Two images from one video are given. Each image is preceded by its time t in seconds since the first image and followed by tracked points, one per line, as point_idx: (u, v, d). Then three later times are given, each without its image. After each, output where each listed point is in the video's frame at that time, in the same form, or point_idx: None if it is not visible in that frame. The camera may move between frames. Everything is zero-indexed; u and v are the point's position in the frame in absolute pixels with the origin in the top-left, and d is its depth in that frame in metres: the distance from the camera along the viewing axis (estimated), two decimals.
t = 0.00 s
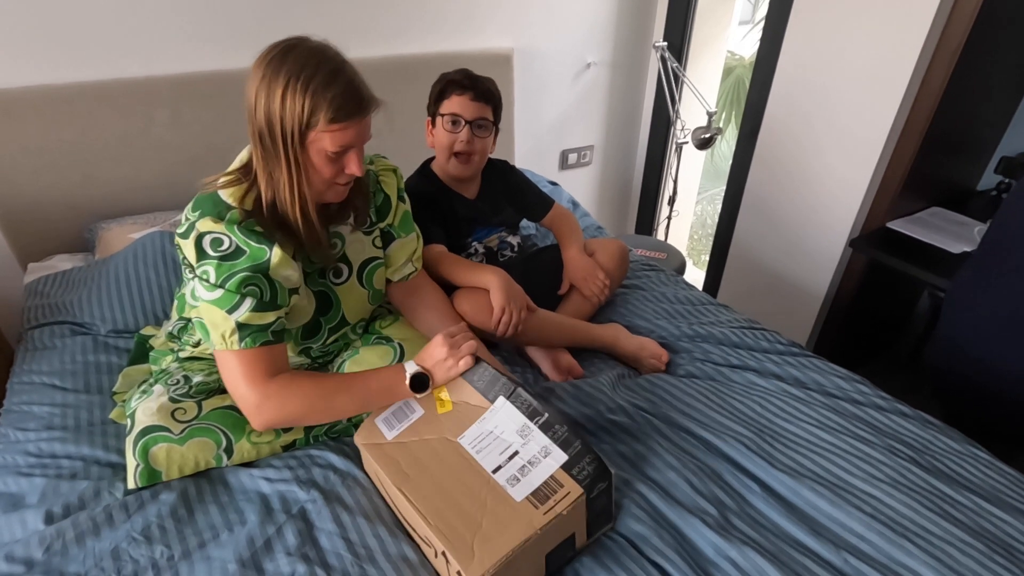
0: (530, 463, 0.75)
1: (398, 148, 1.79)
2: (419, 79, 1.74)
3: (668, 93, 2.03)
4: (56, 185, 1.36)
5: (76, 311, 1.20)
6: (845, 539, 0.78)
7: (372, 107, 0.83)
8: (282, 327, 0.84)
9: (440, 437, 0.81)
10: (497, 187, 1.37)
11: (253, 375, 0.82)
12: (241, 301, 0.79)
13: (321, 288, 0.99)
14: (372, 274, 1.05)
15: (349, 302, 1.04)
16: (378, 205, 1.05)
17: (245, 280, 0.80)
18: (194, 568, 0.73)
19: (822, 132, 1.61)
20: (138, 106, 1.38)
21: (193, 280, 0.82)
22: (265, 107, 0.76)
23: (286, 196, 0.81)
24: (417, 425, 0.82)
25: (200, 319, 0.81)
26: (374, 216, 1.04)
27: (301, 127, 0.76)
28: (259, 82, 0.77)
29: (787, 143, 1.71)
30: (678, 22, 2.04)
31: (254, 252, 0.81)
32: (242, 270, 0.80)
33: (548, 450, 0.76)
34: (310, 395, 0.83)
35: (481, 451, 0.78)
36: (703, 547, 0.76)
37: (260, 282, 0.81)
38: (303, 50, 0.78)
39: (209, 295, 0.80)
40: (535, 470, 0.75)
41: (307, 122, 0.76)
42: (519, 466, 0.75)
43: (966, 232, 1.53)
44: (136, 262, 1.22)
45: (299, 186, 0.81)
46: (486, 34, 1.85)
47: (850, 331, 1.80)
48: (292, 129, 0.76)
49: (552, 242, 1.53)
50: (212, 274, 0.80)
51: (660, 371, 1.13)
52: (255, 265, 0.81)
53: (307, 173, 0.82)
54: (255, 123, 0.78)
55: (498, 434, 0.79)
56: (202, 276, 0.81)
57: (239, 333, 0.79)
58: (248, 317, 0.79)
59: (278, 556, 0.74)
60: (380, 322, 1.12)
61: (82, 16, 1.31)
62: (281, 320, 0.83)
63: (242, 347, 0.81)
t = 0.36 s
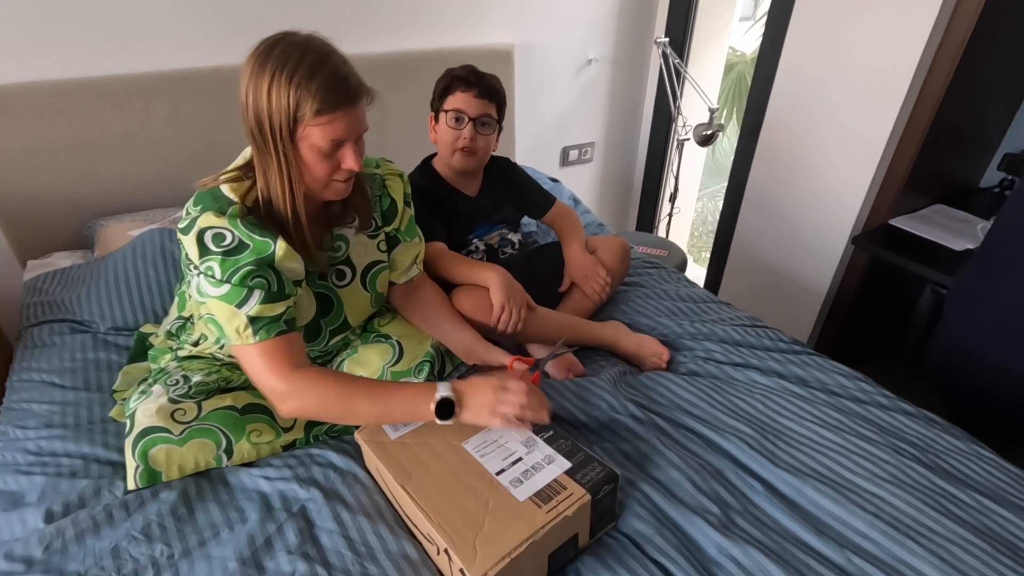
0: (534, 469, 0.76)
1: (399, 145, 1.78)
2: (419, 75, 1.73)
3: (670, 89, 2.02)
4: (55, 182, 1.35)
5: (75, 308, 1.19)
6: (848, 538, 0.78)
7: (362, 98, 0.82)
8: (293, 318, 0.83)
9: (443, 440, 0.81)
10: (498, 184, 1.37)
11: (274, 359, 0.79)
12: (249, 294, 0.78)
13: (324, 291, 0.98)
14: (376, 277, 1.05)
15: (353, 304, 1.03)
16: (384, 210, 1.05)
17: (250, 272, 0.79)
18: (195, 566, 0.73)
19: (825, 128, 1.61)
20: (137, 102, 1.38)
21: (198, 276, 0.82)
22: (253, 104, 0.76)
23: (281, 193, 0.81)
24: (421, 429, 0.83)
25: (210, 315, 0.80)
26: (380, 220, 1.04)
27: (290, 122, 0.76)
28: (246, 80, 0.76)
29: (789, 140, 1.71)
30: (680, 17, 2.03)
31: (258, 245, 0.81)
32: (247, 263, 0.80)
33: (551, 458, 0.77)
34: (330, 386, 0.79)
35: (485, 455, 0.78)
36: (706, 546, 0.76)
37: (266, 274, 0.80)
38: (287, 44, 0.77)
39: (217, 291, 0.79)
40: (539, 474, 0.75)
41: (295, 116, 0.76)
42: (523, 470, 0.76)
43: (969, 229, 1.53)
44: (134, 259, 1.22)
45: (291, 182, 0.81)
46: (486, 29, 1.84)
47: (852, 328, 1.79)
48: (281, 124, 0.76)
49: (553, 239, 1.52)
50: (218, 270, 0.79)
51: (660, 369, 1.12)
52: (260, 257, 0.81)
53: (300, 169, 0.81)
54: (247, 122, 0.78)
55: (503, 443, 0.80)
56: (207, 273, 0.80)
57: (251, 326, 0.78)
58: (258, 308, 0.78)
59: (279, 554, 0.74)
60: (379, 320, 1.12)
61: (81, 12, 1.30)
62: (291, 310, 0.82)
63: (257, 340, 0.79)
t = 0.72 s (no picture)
0: (536, 468, 0.75)
1: (401, 142, 1.78)
2: (422, 73, 1.72)
3: (673, 87, 2.01)
4: (55, 179, 1.35)
5: (76, 305, 1.19)
6: (852, 539, 0.77)
7: (359, 92, 0.81)
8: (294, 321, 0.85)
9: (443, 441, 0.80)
10: (502, 183, 1.36)
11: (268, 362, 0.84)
12: (250, 303, 0.80)
13: (335, 287, 0.99)
14: (388, 276, 1.05)
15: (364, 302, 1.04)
16: (399, 209, 1.06)
17: (253, 279, 0.80)
18: (196, 566, 0.72)
19: (829, 126, 1.60)
20: (138, 99, 1.37)
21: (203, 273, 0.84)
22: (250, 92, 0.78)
23: (279, 185, 0.83)
24: (422, 431, 0.82)
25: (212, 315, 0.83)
26: (393, 220, 1.04)
27: (283, 111, 0.77)
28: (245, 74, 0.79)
29: (793, 138, 1.70)
30: (683, 15, 2.02)
31: (261, 248, 0.81)
32: (250, 269, 0.81)
33: (553, 457, 0.76)
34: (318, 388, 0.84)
35: (486, 455, 0.78)
36: (709, 547, 0.76)
37: (269, 279, 0.81)
38: (280, 36, 0.78)
39: (219, 295, 0.81)
40: (541, 474, 0.75)
41: (285, 108, 0.77)
42: (523, 470, 0.75)
43: (973, 228, 1.52)
44: (136, 257, 1.21)
45: (287, 172, 0.82)
46: (489, 26, 1.83)
47: (856, 327, 1.78)
48: (274, 113, 0.77)
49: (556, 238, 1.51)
50: (223, 272, 0.81)
51: (665, 369, 1.11)
52: (263, 262, 0.81)
53: (297, 161, 0.82)
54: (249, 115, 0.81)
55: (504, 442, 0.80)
56: (213, 270, 0.82)
57: (250, 332, 0.81)
58: (257, 317, 0.81)
59: (280, 553, 0.74)
60: (385, 319, 1.12)
61: (81, 7, 1.30)
62: (292, 316, 0.84)
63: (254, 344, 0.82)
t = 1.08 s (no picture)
0: (530, 464, 0.75)
1: (402, 142, 1.78)
2: (424, 72, 1.72)
3: (675, 87, 2.01)
4: (57, 179, 1.35)
5: (78, 305, 1.19)
6: (855, 540, 0.77)
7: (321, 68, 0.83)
8: (231, 300, 0.87)
9: (431, 443, 0.79)
10: (503, 182, 1.36)
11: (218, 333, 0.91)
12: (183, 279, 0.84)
13: (311, 272, 0.98)
14: (367, 264, 1.03)
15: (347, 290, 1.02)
16: (382, 195, 1.04)
17: (189, 257, 0.83)
18: (197, 565, 0.72)
19: (831, 126, 1.60)
20: (140, 98, 1.38)
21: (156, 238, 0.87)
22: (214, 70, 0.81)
23: (243, 162, 0.85)
24: (412, 435, 0.81)
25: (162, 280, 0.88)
26: (375, 205, 1.03)
27: (245, 87, 0.79)
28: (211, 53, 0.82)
29: (795, 139, 1.70)
30: (685, 14, 2.02)
31: (197, 227, 0.82)
32: (187, 247, 0.83)
33: (547, 451, 0.77)
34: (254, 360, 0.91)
35: (479, 455, 0.77)
36: (710, 548, 0.75)
37: (203, 259, 0.83)
38: (242, 15, 0.80)
39: (161, 264, 0.85)
40: (536, 468, 0.75)
41: (246, 83, 0.79)
42: (519, 466, 0.75)
43: (975, 228, 1.52)
44: (136, 256, 1.21)
45: (252, 149, 0.84)
46: (491, 25, 1.83)
47: (857, 327, 1.78)
48: (236, 89, 0.80)
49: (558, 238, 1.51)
50: (169, 242, 0.84)
51: (665, 369, 1.11)
52: (198, 243, 0.83)
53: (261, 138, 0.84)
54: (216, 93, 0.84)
55: (495, 441, 0.79)
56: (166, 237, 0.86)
57: (185, 301, 0.86)
58: (190, 291, 0.85)
59: (281, 553, 0.74)
60: (380, 315, 1.12)
61: (83, 7, 1.30)
62: (226, 294, 0.86)
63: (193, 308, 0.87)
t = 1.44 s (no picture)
0: (501, 430, 0.81)
1: (405, 142, 1.78)
2: (426, 73, 1.73)
3: (677, 87, 2.01)
4: (62, 178, 1.36)
5: (83, 304, 1.20)
6: (856, 539, 0.77)
7: (317, 62, 0.84)
8: (239, 305, 0.84)
9: (406, 463, 0.76)
10: (506, 182, 1.37)
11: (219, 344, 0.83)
12: (189, 288, 0.82)
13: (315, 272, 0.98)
14: (371, 258, 1.04)
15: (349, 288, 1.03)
16: (378, 189, 1.06)
17: (194, 266, 0.82)
18: (202, 561, 0.73)
19: (832, 127, 1.60)
20: (146, 98, 1.38)
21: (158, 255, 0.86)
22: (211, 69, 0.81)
23: (243, 160, 0.85)
24: (381, 480, 0.74)
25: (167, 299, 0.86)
26: (372, 200, 1.04)
27: (244, 83, 0.80)
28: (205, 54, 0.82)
29: (796, 140, 1.70)
30: (687, 15, 2.03)
31: (198, 233, 0.82)
32: (190, 256, 0.82)
33: (505, 412, 0.84)
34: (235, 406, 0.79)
35: (456, 450, 0.78)
36: (712, 546, 0.76)
37: (208, 266, 0.82)
38: (237, 12, 0.81)
39: (167, 279, 0.84)
40: (509, 429, 0.81)
41: (246, 79, 0.80)
42: (494, 437, 0.80)
43: (977, 229, 1.52)
44: (142, 256, 1.22)
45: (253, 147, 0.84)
46: (493, 26, 1.84)
47: (859, 328, 1.78)
48: (235, 86, 0.80)
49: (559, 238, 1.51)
50: (172, 255, 0.84)
51: (666, 369, 1.11)
52: (201, 250, 0.82)
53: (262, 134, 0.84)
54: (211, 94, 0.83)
55: (456, 432, 0.81)
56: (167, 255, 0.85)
57: (194, 314, 0.83)
58: (198, 300, 0.82)
59: (285, 549, 0.74)
60: (382, 311, 1.13)
61: (89, 7, 1.31)
62: (234, 299, 0.83)
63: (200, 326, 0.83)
